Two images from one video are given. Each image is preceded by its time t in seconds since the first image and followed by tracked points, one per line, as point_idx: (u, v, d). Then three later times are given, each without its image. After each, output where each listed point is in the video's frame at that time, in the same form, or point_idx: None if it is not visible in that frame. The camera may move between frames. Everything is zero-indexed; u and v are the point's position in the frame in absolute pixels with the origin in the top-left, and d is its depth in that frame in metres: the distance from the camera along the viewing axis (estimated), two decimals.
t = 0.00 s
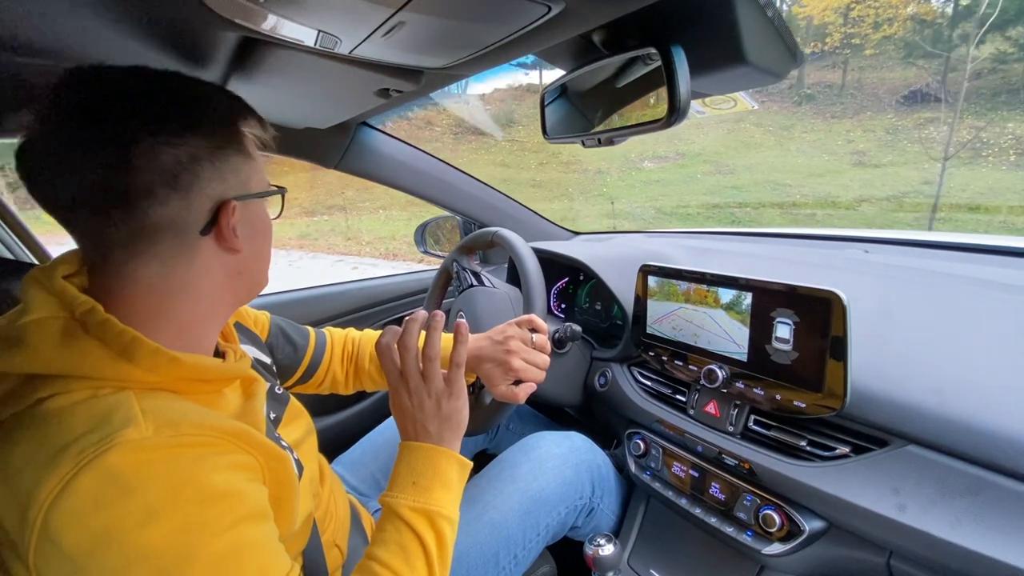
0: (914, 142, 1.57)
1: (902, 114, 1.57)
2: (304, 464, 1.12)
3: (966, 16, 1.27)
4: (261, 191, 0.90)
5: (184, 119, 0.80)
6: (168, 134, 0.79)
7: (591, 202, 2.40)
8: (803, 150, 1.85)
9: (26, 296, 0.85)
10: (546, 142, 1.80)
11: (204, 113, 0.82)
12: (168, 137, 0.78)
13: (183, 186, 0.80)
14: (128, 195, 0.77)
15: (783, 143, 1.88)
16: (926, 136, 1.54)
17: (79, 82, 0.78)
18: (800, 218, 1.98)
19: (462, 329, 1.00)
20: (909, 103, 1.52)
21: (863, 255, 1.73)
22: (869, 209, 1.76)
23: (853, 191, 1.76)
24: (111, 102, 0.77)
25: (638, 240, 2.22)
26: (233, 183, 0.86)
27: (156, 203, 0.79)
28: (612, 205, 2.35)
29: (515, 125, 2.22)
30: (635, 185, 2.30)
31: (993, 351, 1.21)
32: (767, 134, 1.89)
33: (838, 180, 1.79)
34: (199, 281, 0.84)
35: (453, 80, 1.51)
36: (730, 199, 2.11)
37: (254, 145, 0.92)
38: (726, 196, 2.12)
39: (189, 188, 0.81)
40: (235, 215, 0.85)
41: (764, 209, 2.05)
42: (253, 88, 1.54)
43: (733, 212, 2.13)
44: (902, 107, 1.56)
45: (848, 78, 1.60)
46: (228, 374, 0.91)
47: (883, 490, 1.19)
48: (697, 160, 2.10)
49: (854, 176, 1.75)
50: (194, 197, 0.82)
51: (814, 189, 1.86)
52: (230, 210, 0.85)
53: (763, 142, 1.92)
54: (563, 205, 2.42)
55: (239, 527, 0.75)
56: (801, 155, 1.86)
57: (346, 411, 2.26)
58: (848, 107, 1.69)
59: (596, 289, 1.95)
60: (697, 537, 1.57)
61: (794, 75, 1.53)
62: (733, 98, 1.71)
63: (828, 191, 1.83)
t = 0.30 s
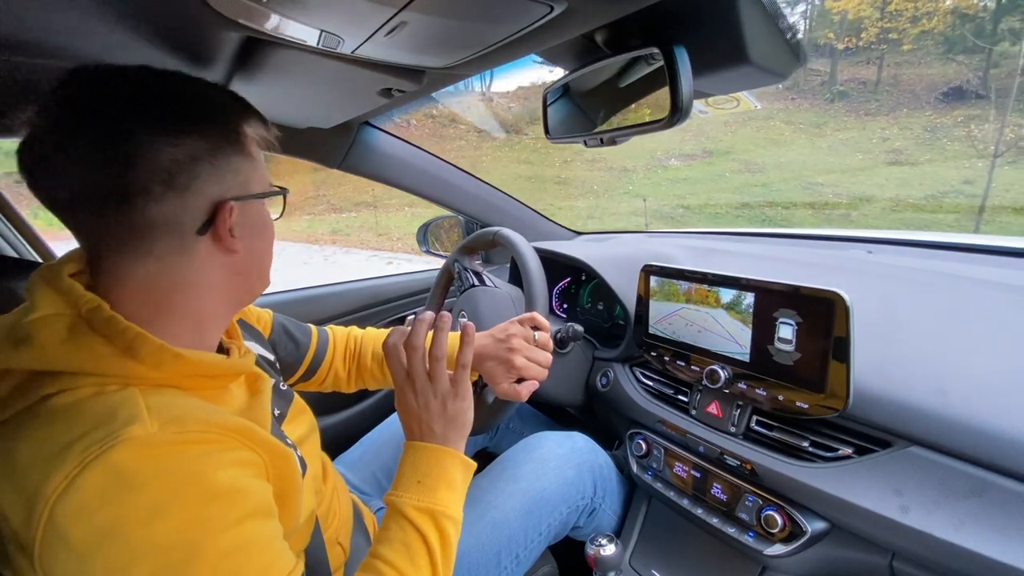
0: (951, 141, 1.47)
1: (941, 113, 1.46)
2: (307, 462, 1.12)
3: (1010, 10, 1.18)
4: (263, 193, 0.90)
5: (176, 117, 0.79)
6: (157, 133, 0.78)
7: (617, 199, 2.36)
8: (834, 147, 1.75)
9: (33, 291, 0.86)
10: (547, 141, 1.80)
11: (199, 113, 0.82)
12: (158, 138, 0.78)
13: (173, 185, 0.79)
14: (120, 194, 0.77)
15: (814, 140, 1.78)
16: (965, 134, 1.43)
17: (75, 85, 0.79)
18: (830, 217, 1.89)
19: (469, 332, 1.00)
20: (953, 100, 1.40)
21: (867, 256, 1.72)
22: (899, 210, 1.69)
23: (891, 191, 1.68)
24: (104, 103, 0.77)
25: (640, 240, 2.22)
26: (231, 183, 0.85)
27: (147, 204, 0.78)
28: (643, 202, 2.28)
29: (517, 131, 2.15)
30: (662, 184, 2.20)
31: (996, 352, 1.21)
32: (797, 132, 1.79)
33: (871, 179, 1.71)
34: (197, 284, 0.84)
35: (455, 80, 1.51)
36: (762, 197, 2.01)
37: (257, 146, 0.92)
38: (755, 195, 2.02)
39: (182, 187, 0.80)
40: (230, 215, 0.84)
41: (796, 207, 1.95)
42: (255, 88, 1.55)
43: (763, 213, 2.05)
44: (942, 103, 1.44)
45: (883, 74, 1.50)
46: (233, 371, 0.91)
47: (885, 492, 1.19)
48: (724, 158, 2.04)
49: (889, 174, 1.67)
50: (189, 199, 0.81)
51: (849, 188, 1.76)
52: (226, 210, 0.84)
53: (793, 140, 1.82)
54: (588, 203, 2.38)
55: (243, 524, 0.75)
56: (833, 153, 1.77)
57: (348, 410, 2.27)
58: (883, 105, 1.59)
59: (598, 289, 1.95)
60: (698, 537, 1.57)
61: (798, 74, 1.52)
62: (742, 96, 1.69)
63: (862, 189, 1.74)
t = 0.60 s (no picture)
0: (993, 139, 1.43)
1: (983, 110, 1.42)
2: (308, 461, 1.12)
3: None
4: (211, 200, 0.85)
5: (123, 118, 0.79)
6: (87, 135, 0.78)
7: (642, 198, 2.30)
8: (869, 146, 1.72)
9: (32, 291, 0.86)
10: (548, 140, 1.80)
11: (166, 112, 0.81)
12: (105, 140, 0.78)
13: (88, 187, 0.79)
14: (63, 195, 0.80)
15: (846, 138, 1.76)
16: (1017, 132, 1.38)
17: (42, 85, 0.81)
18: (864, 219, 1.83)
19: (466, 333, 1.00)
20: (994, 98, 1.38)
21: (868, 255, 1.71)
22: (943, 210, 1.61)
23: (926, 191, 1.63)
24: (65, 103, 0.79)
25: (641, 240, 2.22)
26: (153, 191, 0.81)
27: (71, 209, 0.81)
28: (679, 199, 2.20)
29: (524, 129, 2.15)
30: (690, 182, 2.16)
31: (995, 351, 1.21)
32: (829, 130, 1.77)
33: (909, 176, 1.65)
34: (126, 293, 0.84)
35: (456, 80, 1.51)
36: (792, 197, 1.94)
37: (251, 146, 0.90)
38: (786, 194, 1.96)
39: (102, 193, 0.80)
40: (147, 226, 0.81)
41: (827, 208, 1.88)
42: (256, 88, 1.55)
43: (798, 215, 1.96)
44: (983, 100, 1.41)
45: (921, 70, 1.45)
46: (231, 370, 0.91)
47: (886, 492, 1.19)
48: (754, 155, 1.99)
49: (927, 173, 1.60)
50: (101, 206, 0.80)
51: (884, 187, 1.72)
52: (138, 220, 0.81)
53: (825, 138, 1.79)
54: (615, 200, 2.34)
55: (241, 526, 0.76)
56: (866, 152, 1.73)
57: (349, 410, 2.27)
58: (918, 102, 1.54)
59: (599, 290, 1.95)
60: (698, 537, 1.56)
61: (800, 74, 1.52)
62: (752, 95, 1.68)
63: (898, 188, 1.69)
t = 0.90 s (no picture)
0: None
1: None
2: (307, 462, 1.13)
3: None
4: (187, 214, 0.83)
5: (112, 123, 0.79)
6: (70, 140, 0.78)
7: (669, 194, 2.26)
8: (905, 142, 1.65)
9: (29, 291, 0.86)
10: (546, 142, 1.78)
11: (158, 115, 0.81)
12: (94, 145, 0.78)
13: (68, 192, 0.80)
14: (51, 198, 0.81)
15: (880, 135, 1.69)
16: None
17: (34, 87, 0.81)
18: (904, 219, 1.73)
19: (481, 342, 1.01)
20: None
21: (868, 256, 1.71)
22: (985, 211, 1.52)
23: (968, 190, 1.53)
24: (55, 105, 0.79)
25: (640, 241, 2.22)
26: (130, 199, 0.81)
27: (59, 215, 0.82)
28: (713, 195, 2.16)
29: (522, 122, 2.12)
30: (717, 179, 2.13)
31: (993, 350, 1.21)
32: (863, 128, 1.71)
33: (947, 176, 1.56)
34: (112, 296, 0.85)
35: (454, 80, 1.51)
36: (825, 195, 1.87)
37: (240, 153, 0.88)
38: (820, 193, 1.89)
39: (83, 199, 0.80)
40: (124, 236, 0.81)
41: (861, 207, 1.80)
42: (254, 88, 1.54)
43: (833, 213, 1.89)
44: None
45: (961, 65, 1.40)
46: (229, 373, 0.91)
47: (884, 491, 1.19)
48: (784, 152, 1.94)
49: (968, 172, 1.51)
50: (82, 213, 0.80)
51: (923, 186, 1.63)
52: (113, 229, 0.81)
53: (858, 136, 1.73)
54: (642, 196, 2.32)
55: (239, 526, 0.76)
56: (901, 148, 1.66)
57: (347, 410, 2.26)
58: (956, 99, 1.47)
59: (598, 290, 1.95)
60: (697, 536, 1.57)
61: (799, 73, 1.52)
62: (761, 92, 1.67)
63: (936, 187, 1.60)
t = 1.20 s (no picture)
0: None
1: None
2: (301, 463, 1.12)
3: None
4: (172, 210, 0.83)
5: (98, 120, 0.78)
6: (54, 139, 0.77)
7: (697, 192, 2.21)
8: (941, 140, 1.54)
9: (15, 295, 0.85)
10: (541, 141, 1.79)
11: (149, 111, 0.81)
12: (79, 144, 0.77)
13: (53, 191, 0.79)
14: (37, 196, 0.80)
15: (915, 132, 1.58)
16: None
17: (17, 85, 0.80)
18: (939, 219, 1.66)
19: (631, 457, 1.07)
20: None
21: (859, 254, 1.70)
22: None
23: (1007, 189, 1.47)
24: (40, 103, 0.78)
25: (635, 241, 2.21)
26: (117, 197, 0.80)
27: (46, 213, 0.81)
28: (751, 192, 2.09)
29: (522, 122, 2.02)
30: (745, 176, 2.09)
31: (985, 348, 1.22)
32: (896, 125, 1.62)
33: (986, 174, 1.49)
34: (97, 296, 0.84)
35: (447, 80, 1.51)
36: (856, 194, 1.80)
37: (230, 151, 0.88)
38: (852, 191, 1.81)
39: (68, 198, 0.79)
40: (110, 234, 0.80)
41: (896, 208, 1.72)
42: (246, 88, 1.53)
43: (867, 218, 1.82)
44: None
45: (999, 61, 1.30)
46: (219, 374, 0.90)
47: (878, 488, 1.20)
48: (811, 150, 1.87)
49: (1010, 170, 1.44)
50: (68, 211, 0.80)
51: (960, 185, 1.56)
52: (101, 226, 0.80)
53: (892, 132, 1.64)
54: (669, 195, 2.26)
55: (239, 525, 0.76)
56: (939, 146, 1.55)
57: (341, 412, 2.25)
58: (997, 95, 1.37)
59: (593, 290, 1.95)
60: (692, 535, 1.57)
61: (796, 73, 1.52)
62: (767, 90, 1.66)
63: (975, 187, 1.53)
